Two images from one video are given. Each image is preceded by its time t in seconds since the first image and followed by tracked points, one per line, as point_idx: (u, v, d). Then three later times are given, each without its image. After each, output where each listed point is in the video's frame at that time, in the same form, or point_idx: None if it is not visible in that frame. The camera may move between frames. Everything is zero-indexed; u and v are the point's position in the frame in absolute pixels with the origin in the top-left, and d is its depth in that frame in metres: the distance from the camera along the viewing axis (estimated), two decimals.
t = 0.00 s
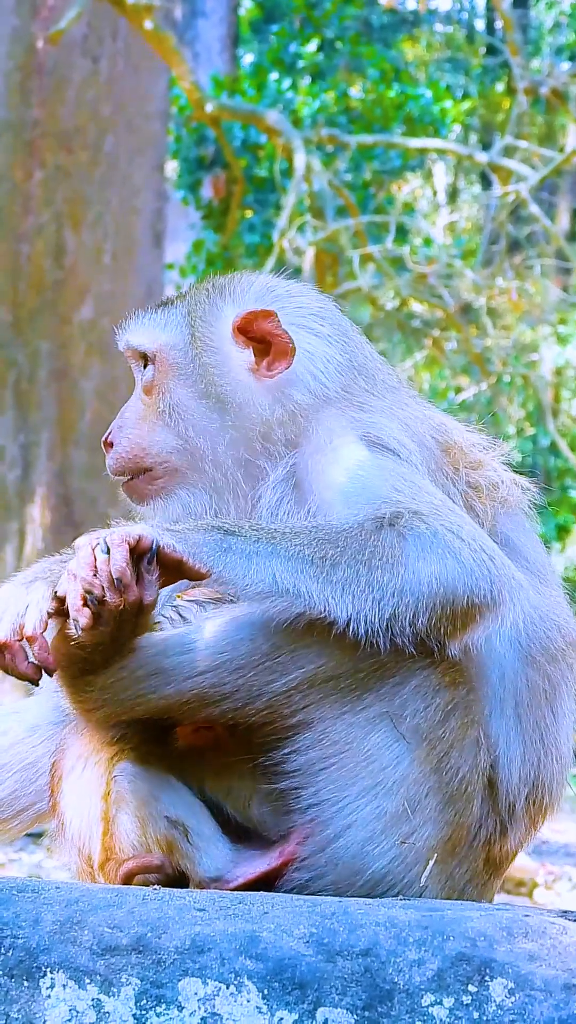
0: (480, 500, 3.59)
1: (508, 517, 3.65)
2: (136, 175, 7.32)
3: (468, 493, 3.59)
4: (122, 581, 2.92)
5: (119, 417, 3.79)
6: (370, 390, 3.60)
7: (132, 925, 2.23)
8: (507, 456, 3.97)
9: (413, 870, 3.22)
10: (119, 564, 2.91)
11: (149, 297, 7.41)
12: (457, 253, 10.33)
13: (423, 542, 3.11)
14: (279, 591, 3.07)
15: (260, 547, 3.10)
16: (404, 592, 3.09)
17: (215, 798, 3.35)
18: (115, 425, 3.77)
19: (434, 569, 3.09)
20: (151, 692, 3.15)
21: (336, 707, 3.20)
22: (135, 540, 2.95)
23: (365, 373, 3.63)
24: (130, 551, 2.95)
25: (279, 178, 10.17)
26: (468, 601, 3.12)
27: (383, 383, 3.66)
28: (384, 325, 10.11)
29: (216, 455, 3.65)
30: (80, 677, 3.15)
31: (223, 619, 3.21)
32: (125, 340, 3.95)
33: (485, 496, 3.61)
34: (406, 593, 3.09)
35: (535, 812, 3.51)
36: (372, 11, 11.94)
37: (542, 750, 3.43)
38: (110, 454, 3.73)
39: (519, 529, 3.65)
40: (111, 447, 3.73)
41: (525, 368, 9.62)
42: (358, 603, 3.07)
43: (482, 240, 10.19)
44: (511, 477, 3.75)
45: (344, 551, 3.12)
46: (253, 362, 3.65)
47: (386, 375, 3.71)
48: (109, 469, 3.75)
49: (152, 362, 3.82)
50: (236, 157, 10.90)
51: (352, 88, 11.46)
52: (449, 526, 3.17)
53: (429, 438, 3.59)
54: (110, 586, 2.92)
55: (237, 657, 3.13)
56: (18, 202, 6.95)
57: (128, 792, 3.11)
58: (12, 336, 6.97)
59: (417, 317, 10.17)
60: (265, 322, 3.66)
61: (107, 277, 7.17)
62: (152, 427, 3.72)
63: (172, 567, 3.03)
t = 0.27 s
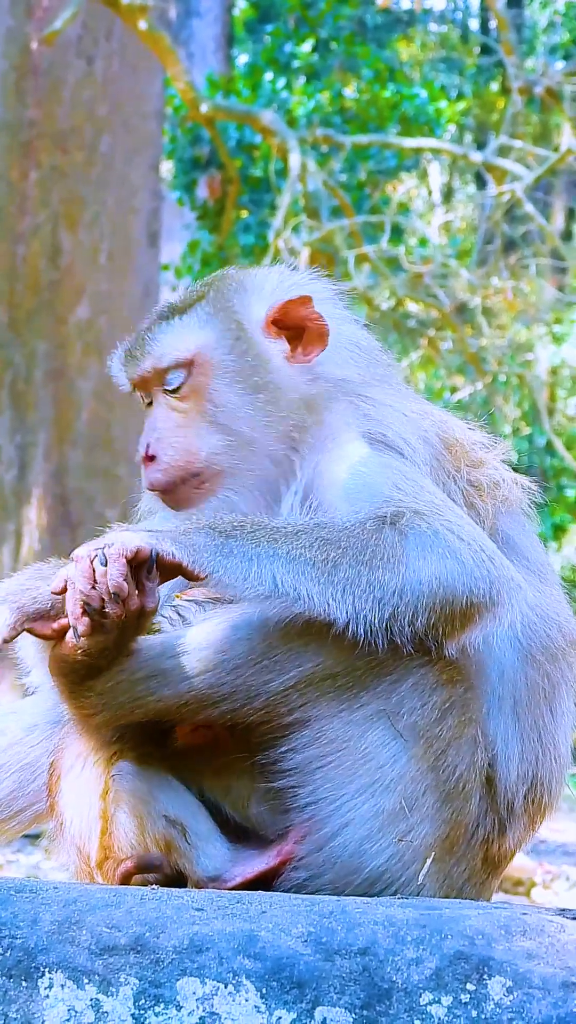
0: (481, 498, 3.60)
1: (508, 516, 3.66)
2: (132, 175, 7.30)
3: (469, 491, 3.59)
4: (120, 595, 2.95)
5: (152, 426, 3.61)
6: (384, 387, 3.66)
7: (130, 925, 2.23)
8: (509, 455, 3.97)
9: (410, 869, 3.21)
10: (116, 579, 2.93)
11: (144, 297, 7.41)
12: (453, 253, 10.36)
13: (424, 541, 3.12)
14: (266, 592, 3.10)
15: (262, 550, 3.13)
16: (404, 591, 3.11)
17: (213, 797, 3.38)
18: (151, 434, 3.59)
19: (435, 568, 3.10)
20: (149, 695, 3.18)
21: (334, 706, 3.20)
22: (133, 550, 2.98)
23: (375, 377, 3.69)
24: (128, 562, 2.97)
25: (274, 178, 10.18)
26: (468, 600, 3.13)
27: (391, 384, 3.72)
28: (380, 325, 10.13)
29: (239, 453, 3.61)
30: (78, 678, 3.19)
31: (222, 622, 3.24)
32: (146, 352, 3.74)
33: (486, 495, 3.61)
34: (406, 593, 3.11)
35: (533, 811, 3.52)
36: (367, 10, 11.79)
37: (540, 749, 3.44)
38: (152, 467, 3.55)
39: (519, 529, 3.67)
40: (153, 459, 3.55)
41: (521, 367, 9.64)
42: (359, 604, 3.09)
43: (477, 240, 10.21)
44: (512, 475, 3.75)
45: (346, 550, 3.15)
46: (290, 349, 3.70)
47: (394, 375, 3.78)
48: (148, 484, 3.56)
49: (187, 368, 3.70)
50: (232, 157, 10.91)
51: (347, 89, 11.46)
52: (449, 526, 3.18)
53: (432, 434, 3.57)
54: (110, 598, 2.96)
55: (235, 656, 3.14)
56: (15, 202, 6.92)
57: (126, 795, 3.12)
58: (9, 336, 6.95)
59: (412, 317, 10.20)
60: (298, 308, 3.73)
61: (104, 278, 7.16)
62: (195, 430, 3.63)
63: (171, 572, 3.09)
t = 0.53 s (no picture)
0: (486, 504, 3.60)
1: (517, 522, 3.67)
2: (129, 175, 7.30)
3: (475, 497, 3.59)
4: (105, 569, 3.03)
5: (191, 451, 3.53)
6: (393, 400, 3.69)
7: (129, 926, 2.23)
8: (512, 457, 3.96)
9: (410, 869, 3.22)
10: (103, 555, 3.01)
11: (141, 297, 7.41)
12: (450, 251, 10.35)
13: (439, 544, 3.13)
14: (277, 583, 3.11)
15: (278, 544, 3.15)
16: (416, 592, 3.11)
17: (213, 797, 3.35)
18: (190, 458, 3.52)
19: (448, 572, 3.11)
20: (149, 682, 3.20)
21: (336, 705, 3.20)
22: (132, 531, 3.02)
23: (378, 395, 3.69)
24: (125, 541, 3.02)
25: (270, 178, 10.17)
26: (476, 607, 3.13)
27: (397, 397, 3.75)
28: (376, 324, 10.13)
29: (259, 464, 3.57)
30: (79, 658, 3.22)
31: (226, 612, 3.26)
32: (184, 379, 3.62)
33: (492, 501, 3.62)
34: (417, 594, 3.11)
35: (535, 814, 3.53)
36: (362, 10, 12.01)
37: (543, 753, 3.45)
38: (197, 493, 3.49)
39: (529, 534, 3.68)
40: (196, 486, 3.49)
41: (518, 366, 9.63)
42: (369, 602, 3.10)
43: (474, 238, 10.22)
44: (518, 481, 3.75)
45: (360, 550, 3.15)
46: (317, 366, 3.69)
47: (399, 391, 3.81)
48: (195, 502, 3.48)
49: (225, 394, 3.62)
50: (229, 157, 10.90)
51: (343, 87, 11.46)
52: (463, 531, 3.20)
53: (439, 441, 3.60)
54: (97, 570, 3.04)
55: (236, 649, 3.16)
56: (11, 202, 6.88)
57: (127, 790, 3.13)
58: (7, 336, 6.92)
59: (409, 316, 10.20)
60: (327, 325, 3.72)
61: (100, 277, 7.17)
62: (235, 456, 3.56)
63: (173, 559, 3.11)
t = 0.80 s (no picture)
0: (490, 503, 3.60)
1: (519, 522, 3.66)
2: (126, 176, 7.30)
3: (479, 496, 3.59)
4: (104, 553, 2.98)
5: (190, 444, 3.54)
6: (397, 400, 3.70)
7: (128, 925, 2.24)
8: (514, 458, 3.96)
9: (410, 869, 3.23)
10: (104, 537, 2.97)
11: (139, 298, 7.42)
12: (448, 253, 10.36)
13: (442, 544, 3.13)
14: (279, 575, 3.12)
15: (280, 539, 3.15)
16: (417, 590, 3.11)
17: (213, 796, 3.35)
18: (190, 451, 3.53)
19: (451, 570, 3.11)
20: (149, 678, 3.20)
21: (337, 703, 3.20)
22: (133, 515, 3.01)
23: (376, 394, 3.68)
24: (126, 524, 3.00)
25: (269, 179, 10.17)
26: (478, 606, 3.13)
27: (402, 397, 3.76)
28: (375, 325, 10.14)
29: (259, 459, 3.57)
30: (80, 654, 3.21)
31: (227, 609, 3.27)
32: (186, 371, 3.64)
33: (495, 500, 3.62)
34: (419, 592, 3.11)
35: (534, 815, 3.53)
36: (360, 11, 12.00)
37: (544, 753, 3.46)
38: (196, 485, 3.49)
39: (531, 535, 3.67)
40: (195, 479, 3.49)
41: (517, 367, 9.64)
42: (372, 599, 3.10)
43: (473, 240, 10.22)
44: (521, 481, 3.75)
45: (363, 547, 3.15)
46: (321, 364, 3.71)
47: (407, 392, 3.81)
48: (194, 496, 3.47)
49: (227, 388, 3.63)
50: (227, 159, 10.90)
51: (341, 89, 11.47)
52: (468, 531, 3.20)
53: (444, 441, 3.60)
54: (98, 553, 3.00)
55: (237, 642, 3.17)
56: (10, 203, 6.86)
57: (127, 791, 3.11)
58: (5, 337, 6.91)
59: (408, 317, 10.21)
60: (331, 324, 3.75)
61: (99, 280, 7.17)
62: (235, 450, 3.56)
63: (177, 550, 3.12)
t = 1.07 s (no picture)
0: (488, 493, 3.59)
1: (519, 514, 3.65)
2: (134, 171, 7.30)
3: (478, 486, 3.58)
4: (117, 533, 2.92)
5: (185, 439, 3.52)
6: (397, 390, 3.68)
7: (131, 919, 2.24)
8: (516, 450, 3.95)
9: (413, 863, 3.22)
10: (117, 516, 2.90)
11: (146, 293, 7.41)
12: (455, 249, 10.36)
13: (428, 528, 3.16)
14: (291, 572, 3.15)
15: (263, 523, 3.20)
16: (406, 575, 3.14)
17: (217, 790, 3.33)
18: (184, 445, 3.51)
19: (438, 555, 3.14)
20: (155, 672, 3.19)
21: (343, 696, 3.20)
22: (138, 492, 2.97)
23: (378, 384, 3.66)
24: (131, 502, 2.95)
25: (277, 175, 10.17)
26: (471, 588, 3.16)
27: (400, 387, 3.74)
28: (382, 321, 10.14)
29: (253, 449, 3.55)
30: (86, 648, 3.20)
31: (234, 600, 3.25)
32: (176, 365, 3.64)
33: (494, 491, 3.61)
34: (407, 577, 3.14)
35: (539, 811, 3.52)
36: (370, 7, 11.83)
37: (549, 748, 3.45)
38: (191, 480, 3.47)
39: (532, 527, 3.66)
40: (190, 473, 3.48)
41: (524, 364, 9.63)
42: (359, 586, 3.13)
43: (481, 236, 10.21)
44: (519, 471, 3.74)
45: (349, 533, 3.18)
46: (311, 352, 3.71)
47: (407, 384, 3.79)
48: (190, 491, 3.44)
49: (217, 380, 3.63)
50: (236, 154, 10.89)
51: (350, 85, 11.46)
52: (455, 515, 3.23)
53: (442, 431, 3.57)
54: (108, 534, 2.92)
55: (243, 634, 3.17)
56: (16, 198, 6.80)
57: (131, 783, 3.11)
58: (11, 332, 6.83)
59: (416, 314, 10.22)
60: (319, 312, 3.75)
61: (105, 275, 7.18)
62: (229, 441, 3.55)
63: (172, 527, 3.09)
